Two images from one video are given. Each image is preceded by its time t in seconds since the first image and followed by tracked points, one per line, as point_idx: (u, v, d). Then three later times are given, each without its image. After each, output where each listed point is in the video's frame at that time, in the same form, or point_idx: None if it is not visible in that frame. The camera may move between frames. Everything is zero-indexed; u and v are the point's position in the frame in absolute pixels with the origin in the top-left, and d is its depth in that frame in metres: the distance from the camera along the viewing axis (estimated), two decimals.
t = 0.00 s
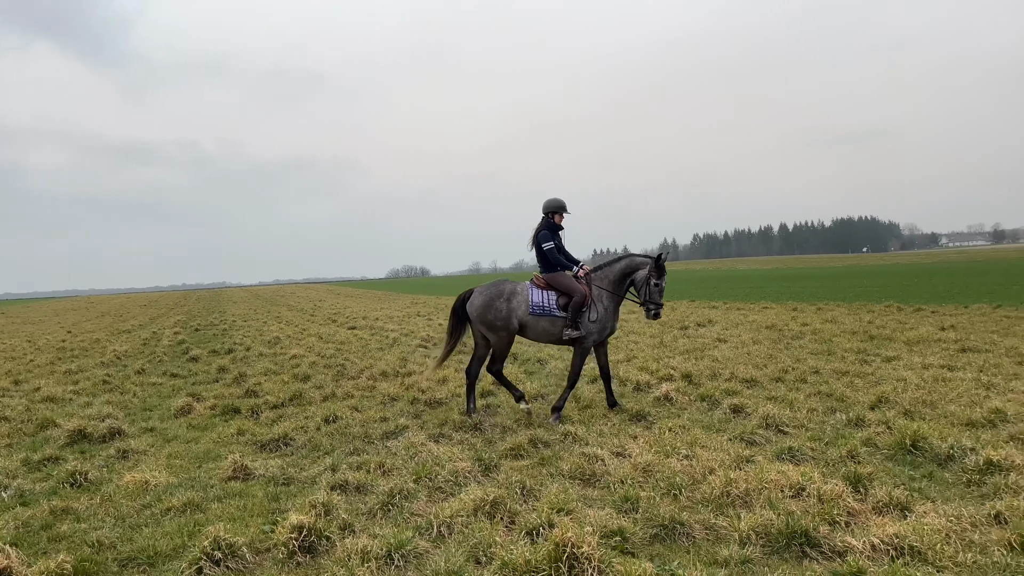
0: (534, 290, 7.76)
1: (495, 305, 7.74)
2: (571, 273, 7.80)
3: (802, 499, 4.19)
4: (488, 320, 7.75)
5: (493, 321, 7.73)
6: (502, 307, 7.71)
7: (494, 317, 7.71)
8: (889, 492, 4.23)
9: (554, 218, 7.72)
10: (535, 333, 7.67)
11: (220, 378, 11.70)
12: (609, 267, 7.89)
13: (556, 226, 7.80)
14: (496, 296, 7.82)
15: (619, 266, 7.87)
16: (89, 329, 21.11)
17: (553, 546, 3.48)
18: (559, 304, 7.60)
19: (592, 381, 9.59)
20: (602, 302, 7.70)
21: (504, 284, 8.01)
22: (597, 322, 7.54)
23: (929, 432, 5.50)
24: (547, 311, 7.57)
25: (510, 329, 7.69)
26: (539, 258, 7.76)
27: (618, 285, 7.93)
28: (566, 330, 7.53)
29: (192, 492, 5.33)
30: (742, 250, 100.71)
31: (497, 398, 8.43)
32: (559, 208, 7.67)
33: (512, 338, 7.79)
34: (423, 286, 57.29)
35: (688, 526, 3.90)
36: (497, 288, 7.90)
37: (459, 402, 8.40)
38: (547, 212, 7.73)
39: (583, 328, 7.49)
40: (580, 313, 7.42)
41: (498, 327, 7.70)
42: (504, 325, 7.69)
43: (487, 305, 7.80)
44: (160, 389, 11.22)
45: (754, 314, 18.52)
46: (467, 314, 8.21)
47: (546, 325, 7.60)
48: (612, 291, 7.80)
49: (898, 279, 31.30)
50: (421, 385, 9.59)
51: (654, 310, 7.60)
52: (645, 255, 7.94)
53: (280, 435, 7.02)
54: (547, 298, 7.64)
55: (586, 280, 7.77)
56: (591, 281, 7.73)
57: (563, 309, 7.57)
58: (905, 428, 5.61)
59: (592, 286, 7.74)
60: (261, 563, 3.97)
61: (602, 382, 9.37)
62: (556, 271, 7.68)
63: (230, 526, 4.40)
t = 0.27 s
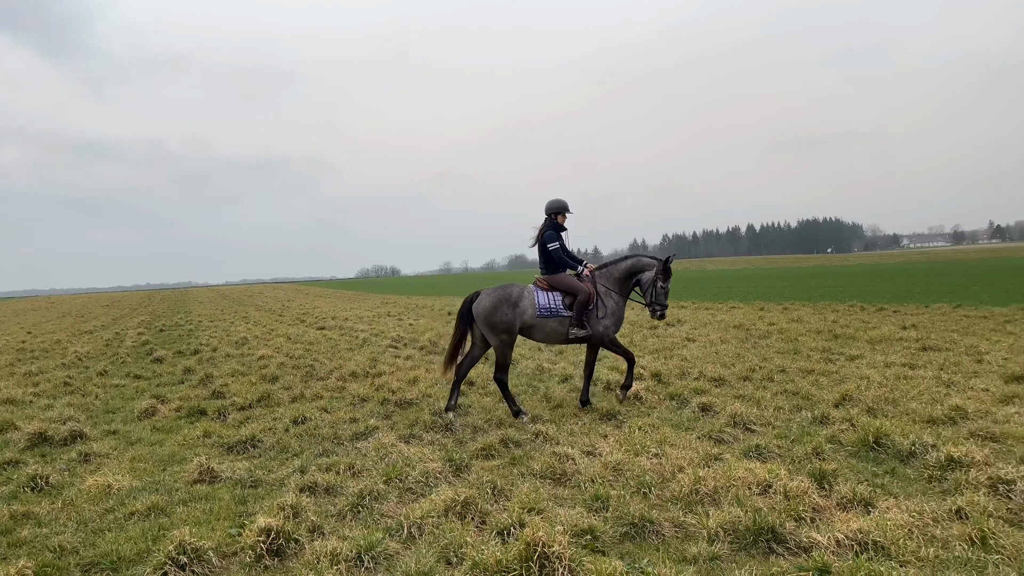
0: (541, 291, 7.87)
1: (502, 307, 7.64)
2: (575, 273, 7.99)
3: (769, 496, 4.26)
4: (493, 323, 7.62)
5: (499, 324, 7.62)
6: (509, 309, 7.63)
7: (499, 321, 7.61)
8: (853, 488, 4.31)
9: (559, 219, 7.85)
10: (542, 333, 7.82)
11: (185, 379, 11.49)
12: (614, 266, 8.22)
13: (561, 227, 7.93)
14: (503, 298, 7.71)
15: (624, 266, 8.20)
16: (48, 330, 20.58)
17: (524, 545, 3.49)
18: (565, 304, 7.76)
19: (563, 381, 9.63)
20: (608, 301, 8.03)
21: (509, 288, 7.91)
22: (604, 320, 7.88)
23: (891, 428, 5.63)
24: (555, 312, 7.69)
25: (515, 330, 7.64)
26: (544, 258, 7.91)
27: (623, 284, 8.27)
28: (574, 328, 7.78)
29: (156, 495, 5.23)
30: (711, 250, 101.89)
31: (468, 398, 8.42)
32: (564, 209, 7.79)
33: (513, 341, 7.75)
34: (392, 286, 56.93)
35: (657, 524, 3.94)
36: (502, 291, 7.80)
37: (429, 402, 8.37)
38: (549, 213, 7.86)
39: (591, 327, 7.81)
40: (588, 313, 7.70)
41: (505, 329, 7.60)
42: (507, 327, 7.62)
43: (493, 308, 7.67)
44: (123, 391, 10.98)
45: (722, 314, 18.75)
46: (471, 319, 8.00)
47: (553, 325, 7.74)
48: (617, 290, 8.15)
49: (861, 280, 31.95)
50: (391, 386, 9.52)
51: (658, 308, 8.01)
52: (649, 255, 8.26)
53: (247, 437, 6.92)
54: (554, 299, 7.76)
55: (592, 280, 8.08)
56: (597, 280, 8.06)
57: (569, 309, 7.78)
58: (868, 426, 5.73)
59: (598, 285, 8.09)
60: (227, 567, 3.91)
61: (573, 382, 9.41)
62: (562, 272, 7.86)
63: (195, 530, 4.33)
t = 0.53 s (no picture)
0: (541, 285, 7.91)
1: (501, 299, 7.74)
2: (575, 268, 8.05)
3: (730, 492, 4.32)
4: (493, 314, 7.73)
5: (498, 314, 7.72)
6: (508, 300, 7.74)
7: (498, 312, 7.71)
8: (811, 483, 4.41)
9: (557, 214, 7.89)
10: (543, 326, 7.83)
11: (141, 381, 11.22)
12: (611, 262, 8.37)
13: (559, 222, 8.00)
14: (503, 289, 7.82)
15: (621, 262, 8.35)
16: None
17: (489, 545, 3.48)
18: (566, 297, 7.79)
19: (529, 380, 9.65)
20: (608, 295, 8.09)
21: (509, 280, 8.01)
22: (605, 314, 7.92)
23: (847, 425, 5.77)
24: (556, 304, 7.73)
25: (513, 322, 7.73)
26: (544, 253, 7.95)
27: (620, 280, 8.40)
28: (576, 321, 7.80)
29: (112, 500, 5.10)
30: (674, 251, 103.09)
31: (434, 398, 8.39)
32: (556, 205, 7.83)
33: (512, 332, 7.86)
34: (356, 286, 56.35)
35: (622, 522, 3.97)
36: (502, 283, 7.88)
37: (394, 403, 8.32)
38: (544, 209, 7.89)
39: (592, 320, 7.83)
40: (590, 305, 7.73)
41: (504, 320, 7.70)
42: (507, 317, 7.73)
43: (492, 299, 7.79)
44: (76, 393, 10.68)
45: (685, 313, 18.99)
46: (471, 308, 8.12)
47: (555, 318, 7.77)
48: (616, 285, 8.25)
49: (819, 280, 32.66)
50: (354, 386, 9.43)
51: (657, 302, 8.12)
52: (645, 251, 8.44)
53: (207, 440, 6.78)
54: (555, 292, 7.81)
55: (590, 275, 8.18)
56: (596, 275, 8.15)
57: (571, 302, 7.80)
58: (826, 423, 5.86)
59: (597, 280, 8.17)
60: (186, 572, 3.83)
61: (539, 381, 9.43)
62: (563, 266, 7.91)
63: (153, 535, 4.23)
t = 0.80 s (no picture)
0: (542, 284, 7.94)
1: (503, 299, 7.75)
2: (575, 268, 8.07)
3: (693, 490, 4.38)
4: (493, 315, 7.73)
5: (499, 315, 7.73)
6: (510, 301, 7.75)
7: (499, 314, 7.70)
8: (772, 480, 4.49)
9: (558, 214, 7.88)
10: (543, 326, 7.88)
11: (96, 384, 10.92)
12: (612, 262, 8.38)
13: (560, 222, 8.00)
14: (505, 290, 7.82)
15: (621, 262, 8.38)
16: None
17: (455, 546, 3.47)
18: (566, 297, 7.83)
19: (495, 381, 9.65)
20: (607, 295, 8.14)
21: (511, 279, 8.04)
22: (603, 314, 7.97)
23: (806, 422, 5.89)
24: (556, 304, 7.78)
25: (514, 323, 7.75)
26: (545, 252, 7.96)
27: (620, 280, 8.43)
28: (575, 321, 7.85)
29: (65, 506, 4.95)
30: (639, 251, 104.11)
31: (400, 399, 8.33)
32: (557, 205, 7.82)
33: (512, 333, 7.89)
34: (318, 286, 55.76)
35: (587, 521, 3.99)
36: (504, 283, 7.90)
37: (357, 404, 8.24)
38: (544, 209, 7.87)
39: (591, 319, 7.88)
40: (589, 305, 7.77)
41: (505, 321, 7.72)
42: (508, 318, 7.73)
43: (493, 300, 7.78)
44: (28, 396, 10.35)
45: (648, 313, 19.19)
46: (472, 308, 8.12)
47: (555, 318, 7.82)
48: (615, 285, 8.28)
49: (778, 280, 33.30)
50: (318, 388, 9.31)
51: (656, 302, 8.20)
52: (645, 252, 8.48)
53: (165, 444, 6.63)
54: (556, 292, 7.85)
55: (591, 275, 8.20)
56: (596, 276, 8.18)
57: (571, 302, 7.84)
58: (785, 420, 5.97)
59: (597, 280, 8.20)
60: None
61: (504, 381, 9.43)
62: (563, 267, 7.94)
63: (109, 541, 4.12)
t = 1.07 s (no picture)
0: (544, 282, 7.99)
1: (509, 296, 7.89)
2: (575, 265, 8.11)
3: (658, 488, 4.42)
4: (501, 311, 7.89)
5: (506, 311, 7.88)
6: (517, 298, 7.86)
7: (508, 308, 7.86)
8: (734, 477, 4.56)
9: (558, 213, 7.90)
10: (545, 322, 7.95)
11: (50, 386, 10.63)
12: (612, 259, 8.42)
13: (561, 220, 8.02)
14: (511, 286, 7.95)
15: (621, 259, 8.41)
16: None
17: (421, 548, 3.45)
18: (566, 294, 7.89)
19: (462, 381, 9.63)
20: (607, 292, 8.16)
21: (516, 276, 8.14)
22: (603, 310, 7.99)
23: (768, 420, 5.99)
24: (556, 301, 7.85)
25: (522, 319, 7.88)
26: (547, 250, 8.02)
27: (621, 276, 8.45)
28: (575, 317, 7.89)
29: (18, 512, 4.80)
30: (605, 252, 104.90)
31: (366, 400, 8.25)
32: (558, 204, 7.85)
33: (521, 327, 8.02)
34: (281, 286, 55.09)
35: (554, 520, 4.00)
36: (509, 280, 8.01)
37: (322, 405, 8.14)
38: (545, 208, 7.91)
39: (590, 316, 7.91)
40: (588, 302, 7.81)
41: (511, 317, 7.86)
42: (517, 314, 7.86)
43: (501, 296, 7.92)
44: None
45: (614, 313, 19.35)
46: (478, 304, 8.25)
47: (557, 314, 7.89)
48: (615, 282, 8.31)
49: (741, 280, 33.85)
50: (281, 389, 9.19)
51: (657, 296, 8.24)
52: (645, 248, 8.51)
53: (123, 447, 6.48)
54: (557, 289, 7.91)
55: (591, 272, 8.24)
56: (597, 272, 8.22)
57: (571, 299, 7.89)
58: (747, 418, 6.07)
59: (597, 277, 8.24)
60: None
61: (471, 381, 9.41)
62: (564, 264, 7.97)
63: (65, 547, 4.01)
